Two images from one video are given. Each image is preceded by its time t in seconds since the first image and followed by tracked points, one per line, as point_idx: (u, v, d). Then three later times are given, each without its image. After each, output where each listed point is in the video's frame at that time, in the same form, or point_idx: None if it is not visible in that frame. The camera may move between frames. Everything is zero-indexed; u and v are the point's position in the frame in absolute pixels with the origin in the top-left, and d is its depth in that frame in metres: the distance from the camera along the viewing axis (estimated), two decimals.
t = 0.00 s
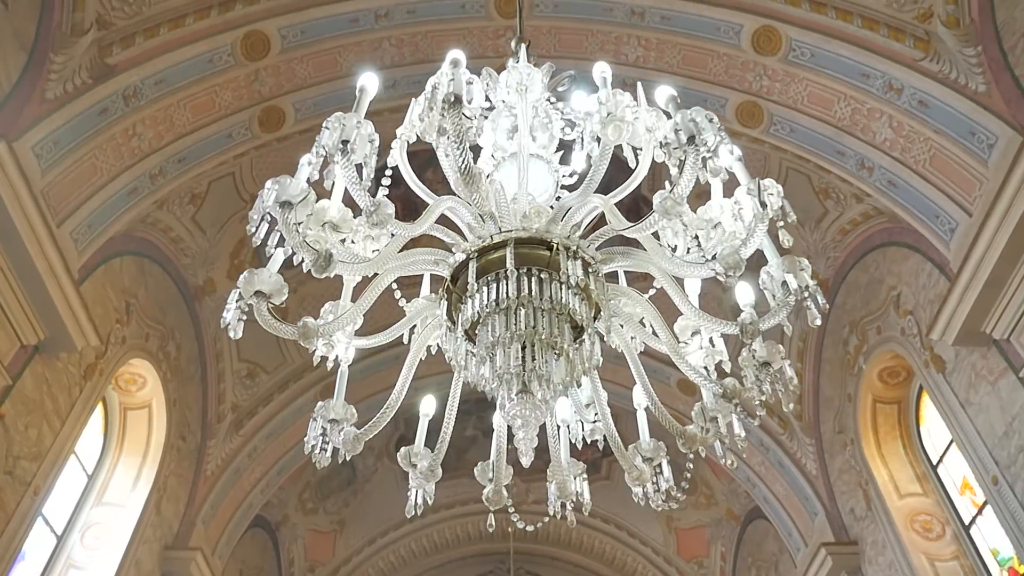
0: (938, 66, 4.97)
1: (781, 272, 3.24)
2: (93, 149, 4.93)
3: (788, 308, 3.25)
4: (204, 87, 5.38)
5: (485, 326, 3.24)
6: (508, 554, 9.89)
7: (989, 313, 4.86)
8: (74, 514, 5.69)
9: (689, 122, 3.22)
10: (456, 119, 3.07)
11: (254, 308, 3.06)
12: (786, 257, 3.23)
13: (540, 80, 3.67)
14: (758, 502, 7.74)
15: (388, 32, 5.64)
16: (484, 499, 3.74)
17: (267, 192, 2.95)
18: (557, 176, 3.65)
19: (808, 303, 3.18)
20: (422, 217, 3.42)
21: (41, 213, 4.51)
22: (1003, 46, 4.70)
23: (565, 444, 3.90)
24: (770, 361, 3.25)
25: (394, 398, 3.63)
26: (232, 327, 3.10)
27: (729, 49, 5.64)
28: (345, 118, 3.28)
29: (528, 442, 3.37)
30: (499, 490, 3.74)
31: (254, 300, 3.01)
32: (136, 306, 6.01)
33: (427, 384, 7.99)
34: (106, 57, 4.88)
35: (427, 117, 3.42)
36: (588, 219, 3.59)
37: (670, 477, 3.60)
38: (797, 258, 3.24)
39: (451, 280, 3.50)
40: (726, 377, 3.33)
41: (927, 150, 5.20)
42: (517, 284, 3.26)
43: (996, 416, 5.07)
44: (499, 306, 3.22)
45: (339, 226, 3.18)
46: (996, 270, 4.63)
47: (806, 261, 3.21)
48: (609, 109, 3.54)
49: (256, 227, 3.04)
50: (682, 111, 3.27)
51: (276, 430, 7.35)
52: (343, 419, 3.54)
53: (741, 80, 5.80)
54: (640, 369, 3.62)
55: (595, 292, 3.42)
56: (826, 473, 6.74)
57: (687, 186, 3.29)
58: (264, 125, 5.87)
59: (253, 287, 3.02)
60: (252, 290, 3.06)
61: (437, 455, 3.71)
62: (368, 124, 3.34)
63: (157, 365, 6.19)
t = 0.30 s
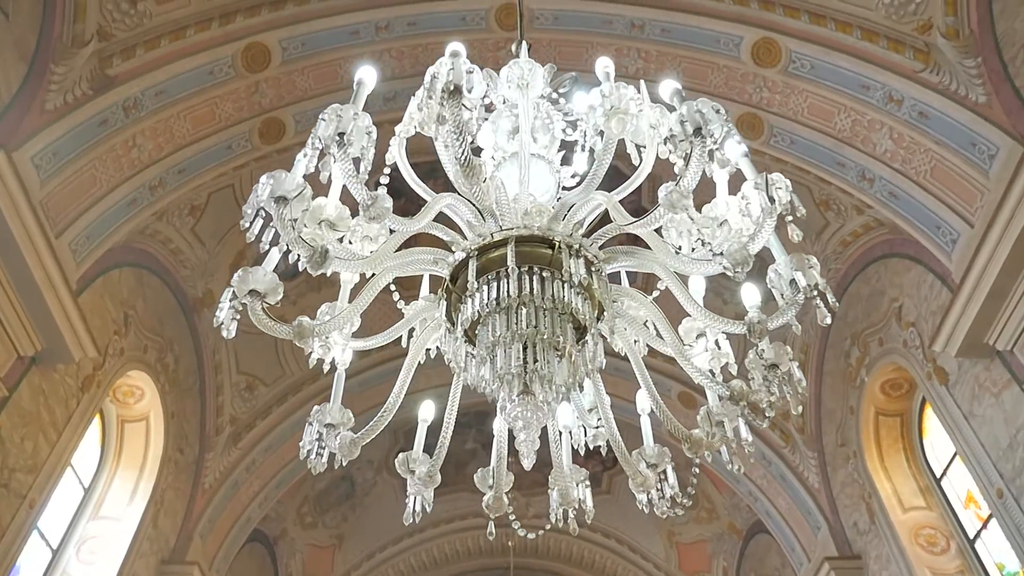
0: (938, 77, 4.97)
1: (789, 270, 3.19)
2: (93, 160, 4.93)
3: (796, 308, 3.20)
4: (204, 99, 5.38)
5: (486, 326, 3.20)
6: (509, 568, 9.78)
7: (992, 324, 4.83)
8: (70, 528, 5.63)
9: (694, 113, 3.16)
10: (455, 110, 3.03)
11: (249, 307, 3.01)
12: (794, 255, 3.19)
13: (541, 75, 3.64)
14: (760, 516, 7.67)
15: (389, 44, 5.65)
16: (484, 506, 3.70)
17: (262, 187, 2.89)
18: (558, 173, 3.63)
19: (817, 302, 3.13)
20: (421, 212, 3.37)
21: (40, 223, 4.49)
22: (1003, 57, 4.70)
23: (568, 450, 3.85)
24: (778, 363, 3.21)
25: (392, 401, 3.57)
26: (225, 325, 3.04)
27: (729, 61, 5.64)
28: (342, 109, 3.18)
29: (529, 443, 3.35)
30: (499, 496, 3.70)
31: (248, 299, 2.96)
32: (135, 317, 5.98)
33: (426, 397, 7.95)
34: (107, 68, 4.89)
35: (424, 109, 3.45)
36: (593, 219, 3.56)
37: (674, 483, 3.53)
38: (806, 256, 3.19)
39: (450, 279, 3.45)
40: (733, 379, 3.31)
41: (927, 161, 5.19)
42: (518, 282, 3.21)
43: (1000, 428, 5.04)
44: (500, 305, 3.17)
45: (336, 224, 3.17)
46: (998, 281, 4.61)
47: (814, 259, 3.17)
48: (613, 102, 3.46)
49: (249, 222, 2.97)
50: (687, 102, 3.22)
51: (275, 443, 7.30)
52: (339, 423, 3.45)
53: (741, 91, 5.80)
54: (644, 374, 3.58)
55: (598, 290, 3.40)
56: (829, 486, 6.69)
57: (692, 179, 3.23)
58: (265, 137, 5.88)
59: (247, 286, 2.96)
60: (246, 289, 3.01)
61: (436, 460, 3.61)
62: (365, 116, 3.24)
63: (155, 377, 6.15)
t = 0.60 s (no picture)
0: (938, 89, 4.98)
1: (797, 267, 3.16)
2: (93, 170, 4.92)
3: (804, 306, 3.18)
4: (204, 110, 5.38)
5: (486, 326, 3.18)
6: None
7: (995, 335, 4.80)
8: (66, 542, 5.57)
9: (700, 104, 3.14)
10: (455, 99, 2.94)
11: (243, 306, 3.01)
12: (801, 252, 3.15)
13: (543, 71, 3.57)
14: (762, 530, 7.59)
15: (389, 56, 5.65)
16: (483, 514, 3.62)
17: (256, 180, 2.88)
18: (557, 171, 3.56)
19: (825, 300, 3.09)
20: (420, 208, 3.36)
21: (39, 234, 4.48)
22: (1003, 69, 4.70)
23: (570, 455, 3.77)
24: (786, 364, 3.20)
25: (388, 406, 3.56)
26: (217, 325, 3.02)
27: (729, 73, 5.65)
28: (338, 100, 3.14)
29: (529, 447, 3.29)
30: (499, 503, 3.63)
31: (242, 297, 2.97)
32: (133, 329, 5.96)
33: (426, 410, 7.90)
34: (107, 80, 4.89)
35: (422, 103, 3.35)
36: (594, 216, 3.53)
37: (680, 490, 3.48)
38: (813, 252, 3.15)
39: (450, 279, 3.43)
40: (739, 381, 3.31)
41: (929, 172, 5.18)
42: (518, 280, 3.19)
43: (1005, 440, 5.00)
44: (500, 305, 3.16)
45: (332, 222, 3.14)
46: (1001, 292, 4.59)
47: (823, 256, 3.13)
48: (615, 95, 3.38)
49: (244, 216, 2.97)
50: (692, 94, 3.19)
51: (273, 456, 7.24)
52: (335, 428, 3.44)
53: (741, 103, 5.80)
54: (648, 377, 3.56)
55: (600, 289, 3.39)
56: (831, 500, 6.63)
57: (698, 171, 3.17)
58: (265, 149, 5.87)
59: (240, 285, 2.99)
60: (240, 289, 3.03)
61: (434, 466, 3.59)
62: (362, 107, 3.19)
63: (152, 389, 6.12)
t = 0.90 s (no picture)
0: (938, 101, 4.98)
1: (804, 266, 3.15)
2: (92, 183, 4.92)
3: (813, 305, 3.13)
4: (205, 123, 5.38)
5: (486, 325, 3.15)
6: None
7: (999, 347, 4.78)
8: (60, 557, 5.51)
9: (705, 97, 3.08)
10: (452, 92, 2.79)
11: (236, 306, 2.98)
12: (808, 250, 3.14)
13: (542, 67, 3.47)
14: (764, 546, 7.52)
15: (390, 69, 5.67)
16: (483, 521, 3.61)
17: (250, 175, 2.86)
18: (558, 171, 3.53)
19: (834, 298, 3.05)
20: (417, 205, 3.33)
21: (38, 247, 4.47)
22: (1002, 82, 4.72)
23: (570, 462, 3.72)
24: (793, 366, 3.14)
25: (384, 410, 3.52)
26: (209, 324, 2.95)
27: (729, 86, 5.65)
28: (332, 92, 3.12)
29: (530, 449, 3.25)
30: (499, 510, 3.61)
31: (235, 297, 2.93)
32: (131, 342, 5.93)
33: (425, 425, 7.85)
34: (107, 92, 4.89)
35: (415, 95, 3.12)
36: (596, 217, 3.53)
37: (684, 496, 3.43)
38: (820, 251, 3.14)
39: (448, 279, 3.38)
40: (745, 384, 3.22)
41: (930, 184, 5.17)
42: (518, 279, 3.16)
43: (1010, 454, 4.96)
44: (500, 304, 3.14)
45: (328, 221, 3.08)
46: (1003, 304, 4.58)
47: (830, 253, 3.11)
48: (617, 89, 3.34)
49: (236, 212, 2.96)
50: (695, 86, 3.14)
51: (272, 471, 7.18)
52: (330, 434, 3.40)
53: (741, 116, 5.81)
54: (651, 379, 3.51)
55: (601, 287, 3.35)
56: (834, 515, 6.56)
57: (702, 164, 3.12)
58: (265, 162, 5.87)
59: (233, 284, 2.94)
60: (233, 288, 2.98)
61: (431, 472, 3.58)
62: (357, 99, 3.18)
63: (150, 402, 6.08)
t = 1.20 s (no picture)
0: (938, 113, 4.99)
1: (810, 262, 3.06)
2: (91, 194, 4.91)
3: (820, 301, 3.10)
4: (205, 134, 5.37)
5: (483, 323, 3.12)
6: None
7: (1001, 359, 4.76)
8: (55, 572, 5.45)
9: (708, 86, 3.02)
10: (450, 79, 2.81)
11: (228, 304, 2.93)
12: (814, 246, 3.06)
13: (543, 62, 3.39)
14: (767, 561, 7.45)
15: (391, 82, 5.67)
16: (481, 528, 3.53)
17: (241, 168, 2.79)
18: (558, 171, 3.40)
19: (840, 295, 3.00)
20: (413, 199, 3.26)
21: (36, 258, 4.46)
22: (1002, 93, 4.72)
23: (571, 467, 3.63)
24: (798, 367, 3.13)
25: (379, 413, 3.44)
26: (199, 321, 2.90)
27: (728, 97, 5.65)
28: (326, 81, 3.03)
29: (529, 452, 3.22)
30: (497, 517, 3.54)
31: (226, 295, 2.89)
32: (129, 354, 5.90)
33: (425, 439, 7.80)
34: (107, 103, 4.89)
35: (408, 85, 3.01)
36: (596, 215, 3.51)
37: (686, 502, 3.37)
38: (826, 246, 3.07)
39: (445, 276, 3.30)
40: (751, 385, 3.18)
41: (930, 196, 5.16)
42: (517, 277, 3.11)
43: (1014, 466, 4.92)
44: (498, 301, 3.11)
45: (322, 218, 3.10)
46: (1005, 315, 4.57)
47: (837, 248, 3.03)
48: (618, 80, 3.29)
49: (227, 205, 2.88)
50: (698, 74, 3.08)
51: (270, 484, 7.13)
52: (325, 437, 3.30)
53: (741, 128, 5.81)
54: (653, 382, 3.49)
55: (602, 284, 3.27)
56: (837, 529, 6.51)
57: (706, 156, 3.02)
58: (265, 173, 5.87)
59: (225, 281, 2.90)
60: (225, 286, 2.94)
61: (428, 477, 3.53)
62: (352, 88, 3.09)
63: (148, 415, 6.05)
